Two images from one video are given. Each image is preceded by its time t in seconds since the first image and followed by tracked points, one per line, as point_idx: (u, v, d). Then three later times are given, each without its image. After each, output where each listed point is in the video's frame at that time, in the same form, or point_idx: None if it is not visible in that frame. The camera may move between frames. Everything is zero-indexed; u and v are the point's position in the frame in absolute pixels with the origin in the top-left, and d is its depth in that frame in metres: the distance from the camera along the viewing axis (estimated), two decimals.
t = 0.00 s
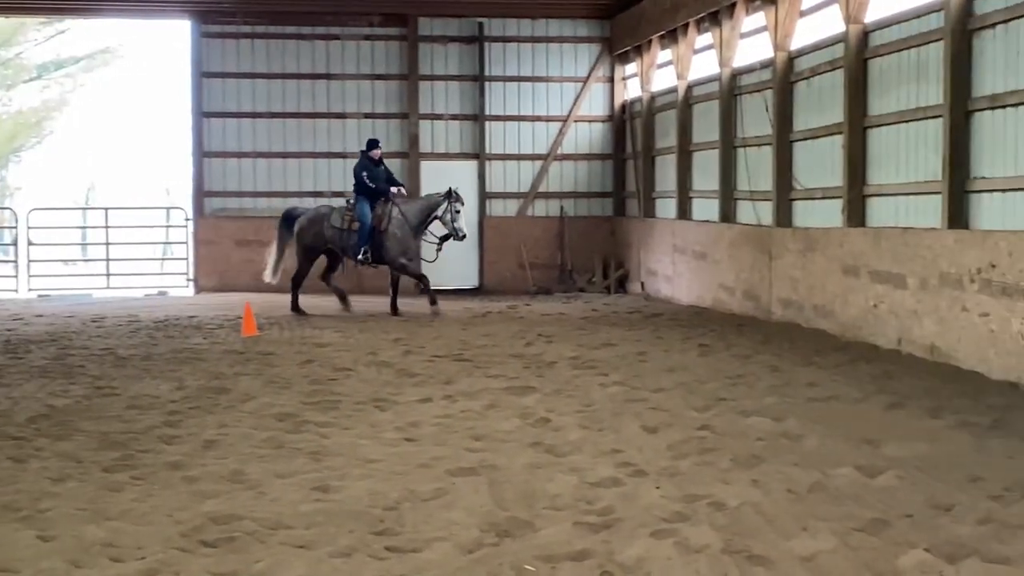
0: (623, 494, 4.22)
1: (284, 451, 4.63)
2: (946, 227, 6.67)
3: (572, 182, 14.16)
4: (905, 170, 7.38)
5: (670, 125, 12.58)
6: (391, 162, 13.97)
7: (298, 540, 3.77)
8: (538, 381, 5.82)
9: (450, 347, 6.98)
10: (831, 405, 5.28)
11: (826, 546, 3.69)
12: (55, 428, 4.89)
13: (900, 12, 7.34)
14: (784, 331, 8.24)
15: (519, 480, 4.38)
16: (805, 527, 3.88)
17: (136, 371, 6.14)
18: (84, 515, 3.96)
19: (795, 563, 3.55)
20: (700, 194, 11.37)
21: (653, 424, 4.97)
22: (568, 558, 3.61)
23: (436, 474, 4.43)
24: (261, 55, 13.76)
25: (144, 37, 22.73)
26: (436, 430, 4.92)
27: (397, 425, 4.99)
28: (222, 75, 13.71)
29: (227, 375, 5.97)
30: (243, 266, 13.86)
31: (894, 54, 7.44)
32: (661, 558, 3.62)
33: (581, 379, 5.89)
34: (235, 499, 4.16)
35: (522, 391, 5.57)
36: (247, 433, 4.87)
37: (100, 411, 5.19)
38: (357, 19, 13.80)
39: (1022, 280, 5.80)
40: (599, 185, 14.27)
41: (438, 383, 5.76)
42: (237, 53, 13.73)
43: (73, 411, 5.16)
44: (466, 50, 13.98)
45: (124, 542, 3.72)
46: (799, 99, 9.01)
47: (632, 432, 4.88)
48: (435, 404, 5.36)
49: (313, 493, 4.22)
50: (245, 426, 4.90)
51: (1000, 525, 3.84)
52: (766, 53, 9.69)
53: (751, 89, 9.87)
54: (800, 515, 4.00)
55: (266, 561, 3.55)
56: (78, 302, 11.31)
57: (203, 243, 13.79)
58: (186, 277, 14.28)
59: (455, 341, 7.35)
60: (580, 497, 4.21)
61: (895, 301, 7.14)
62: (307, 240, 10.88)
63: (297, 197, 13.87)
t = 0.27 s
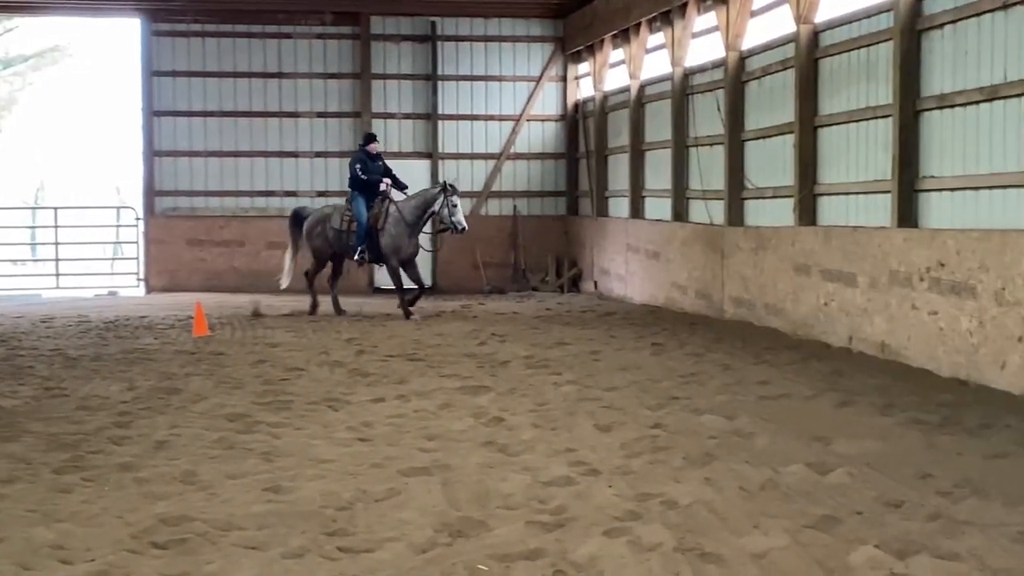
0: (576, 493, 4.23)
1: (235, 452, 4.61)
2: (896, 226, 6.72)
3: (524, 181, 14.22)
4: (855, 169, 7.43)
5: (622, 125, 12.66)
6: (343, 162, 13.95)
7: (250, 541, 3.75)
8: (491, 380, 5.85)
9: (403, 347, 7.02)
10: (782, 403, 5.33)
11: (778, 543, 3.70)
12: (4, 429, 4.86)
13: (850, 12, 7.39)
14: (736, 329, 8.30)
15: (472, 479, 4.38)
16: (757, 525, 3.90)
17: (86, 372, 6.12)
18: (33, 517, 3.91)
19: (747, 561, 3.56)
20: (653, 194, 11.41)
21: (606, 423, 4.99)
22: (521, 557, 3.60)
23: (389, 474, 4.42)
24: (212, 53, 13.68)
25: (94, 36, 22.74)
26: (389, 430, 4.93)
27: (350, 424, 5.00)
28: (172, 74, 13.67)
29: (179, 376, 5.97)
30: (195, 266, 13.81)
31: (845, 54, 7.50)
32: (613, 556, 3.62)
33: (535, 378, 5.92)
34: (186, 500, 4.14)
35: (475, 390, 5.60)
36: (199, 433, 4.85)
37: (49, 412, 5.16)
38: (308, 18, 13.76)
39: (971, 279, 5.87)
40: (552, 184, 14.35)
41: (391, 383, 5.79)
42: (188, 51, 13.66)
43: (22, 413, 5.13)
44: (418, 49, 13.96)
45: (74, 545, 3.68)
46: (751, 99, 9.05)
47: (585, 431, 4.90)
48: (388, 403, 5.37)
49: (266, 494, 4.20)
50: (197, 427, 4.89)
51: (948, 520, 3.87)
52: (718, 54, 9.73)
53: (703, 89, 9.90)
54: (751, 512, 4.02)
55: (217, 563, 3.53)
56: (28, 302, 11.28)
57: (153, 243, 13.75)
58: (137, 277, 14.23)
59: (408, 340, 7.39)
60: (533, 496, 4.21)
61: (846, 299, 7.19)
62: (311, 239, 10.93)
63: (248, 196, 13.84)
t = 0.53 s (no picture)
0: (536, 495, 4.22)
1: (194, 456, 4.61)
2: (853, 228, 6.76)
3: (485, 185, 14.21)
4: (814, 172, 7.48)
5: (581, 127, 12.68)
6: (304, 164, 13.92)
7: (209, 545, 3.72)
8: (452, 382, 5.89)
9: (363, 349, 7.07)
10: (741, 405, 5.36)
11: (737, 543, 3.71)
12: None
13: (808, 15, 7.44)
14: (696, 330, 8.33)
15: (432, 481, 4.38)
16: (716, 525, 3.90)
17: (43, 376, 6.11)
18: None
19: (706, 561, 3.56)
20: (612, 195, 11.42)
21: (567, 425, 5.01)
22: (481, 559, 3.58)
23: (348, 477, 4.41)
24: (170, 54, 13.66)
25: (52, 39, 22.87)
26: (348, 433, 4.93)
27: (310, 428, 5.00)
28: (130, 75, 13.62)
29: (137, 380, 5.96)
30: (154, 268, 13.76)
31: (802, 56, 7.55)
32: (573, 557, 3.61)
33: (496, 380, 5.94)
34: (144, 504, 4.11)
35: (435, 393, 5.63)
36: (158, 437, 4.85)
37: (6, 416, 5.13)
38: (267, 20, 13.74)
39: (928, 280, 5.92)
40: (513, 185, 14.31)
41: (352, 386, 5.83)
42: (145, 53, 13.64)
43: None
44: (378, 50, 13.95)
45: (30, 550, 3.64)
46: (709, 101, 9.09)
47: (546, 433, 4.92)
48: (348, 406, 5.38)
49: (225, 498, 4.18)
50: (156, 431, 4.88)
51: (906, 520, 3.89)
52: (677, 55, 9.78)
53: (662, 90, 9.94)
54: (711, 513, 4.02)
55: (175, 567, 3.50)
56: None
57: (110, 245, 13.67)
58: (94, 280, 14.16)
59: (368, 342, 7.43)
60: (493, 498, 4.20)
61: (805, 300, 7.23)
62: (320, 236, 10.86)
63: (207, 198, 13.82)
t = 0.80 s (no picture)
0: (501, 492, 4.22)
1: (157, 456, 4.59)
2: (816, 224, 6.79)
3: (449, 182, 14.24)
4: (778, 168, 7.51)
5: (545, 125, 12.68)
6: (268, 161, 13.90)
7: (171, 545, 3.69)
8: (416, 380, 5.89)
9: (328, 348, 7.07)
10: (705, 401, 5.38)
11: (702, 539, 3.71)
12: None
13: (771, 12, 7.47)
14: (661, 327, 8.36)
15: (396, 479, 4.37)
16: (681, 521, 3.90)
17: (3, 376, 6.08)
18: None
19: (671, 557, 3.56)
20: (577, 192, 11.45)
21: (532, 422, 5.02)
22: (445, 557, 3.56)
23: (313, 476, 4.40)
24: (132, 53, 13.62)
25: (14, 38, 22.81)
26: (312, 432, 4.93)
27: (274, 426, 5.00)
28: (92, 73, 13.55)
29: (99, 379, 5.94)
30: (116, 268, 13.69)
31: (765, 53, 7.58)
32: (537, 555, 3.60)
33: (461, 378, 5.95)
34: (107, 504, 4.09)
35: (399, 391, 5.64)
36: (121, 436, 4.83)
37: None
38: (230, 17, 13.71)
39: (891, 275, 5.95)
40: (478, 183, 14.36)
41: (316, 384, 5.83)
42: (107, 51, 13.57)
43: None
44: (341, 47, 13.93)
45: None
46: (673, 97, 9.11)
47: (511, 430, 4.93)
48: (312, 405, 5.38)
49: (189, 497, 4.16)
50: (118, 431, 4.86)
51: (869, 514, 3.90)
52: (640, 52, 9.80)
53: (626, 87, 9.97)
54: (676, 509, 4.03)
55: (138, 567, 3.47)
56: None
57: (71, 244, 13.59)
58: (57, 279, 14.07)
59: (332, 341, 7.43)
60: (458, 496, 4.19)
61: (768, 296, 7.25)
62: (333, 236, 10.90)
63: (169, 197, 13.76)
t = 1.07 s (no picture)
0: (465, 491, 4.21)
1: (120, 456, 4.57)
2: (779, 221, 6.81)
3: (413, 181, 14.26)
4: (741, 167, 7.54)
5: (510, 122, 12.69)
6: (230, 160, 13.86)
7: (133, 546, 3.67)
8: (381, 379, 5.90)
9: (292, 347, 7.06)
10: (669, 398, 5.41)
11: (665, 536, 3.71)
12: None
13: (732, 11, 7.50)
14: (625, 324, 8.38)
15: (360, 478, 4.37)
16: (645, 518, 3.90)
17: None
18: None
19: (634, 554, 3.56)
20: (542, 190, 11.46)
21: (496, 420, 5.03)
22: (409, 557, 3.55)
23: (276, 475, 4.40)
24: (93, 52, 13.53)
25: None
26: (276, 431, 4.92)
27: (237, 426, 4.99)
28: (53, 72, 13.45)
29: (61, 380, 5.91)
30: (79, 268, 13.64)
31: (727, 51, 7.61)
32: (501, 553, 3.59)
33: (426, 377, 5.96)
34: (69, 505, 4.06)
35: (363, 390, 5.64)
36: (83, 437, 4.81)
37: None
38: (192, 15, 13.67)
39: (853, 272, 5.98)
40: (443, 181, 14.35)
41: (280, 383, 5.83)
42: (68, 49, 13.47)
43: None
44: (304, 46, 13.92)
45: None
46: (637, 95, 9.13)
47: (475, 428, 4.94)
48: (276, 404, 5.38)
49: (152, 498, 4.14)
50: (80, 431, 4.84)
51: (832, 510, 3.91)
52: (605, 51, 9.81)
53: (590, 86, 9.99)
54: (640, 506, 4.03)
55: (100, 568, 3.45)
56: None
57: (33, 243, 13.50)
58: (20, 279, 13.98)
59: (297, 340, 7.43)
60: (422, 495, 4.19)
61: (732, 294, 7.27)
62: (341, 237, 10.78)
63: (131, 196, 13.70)
